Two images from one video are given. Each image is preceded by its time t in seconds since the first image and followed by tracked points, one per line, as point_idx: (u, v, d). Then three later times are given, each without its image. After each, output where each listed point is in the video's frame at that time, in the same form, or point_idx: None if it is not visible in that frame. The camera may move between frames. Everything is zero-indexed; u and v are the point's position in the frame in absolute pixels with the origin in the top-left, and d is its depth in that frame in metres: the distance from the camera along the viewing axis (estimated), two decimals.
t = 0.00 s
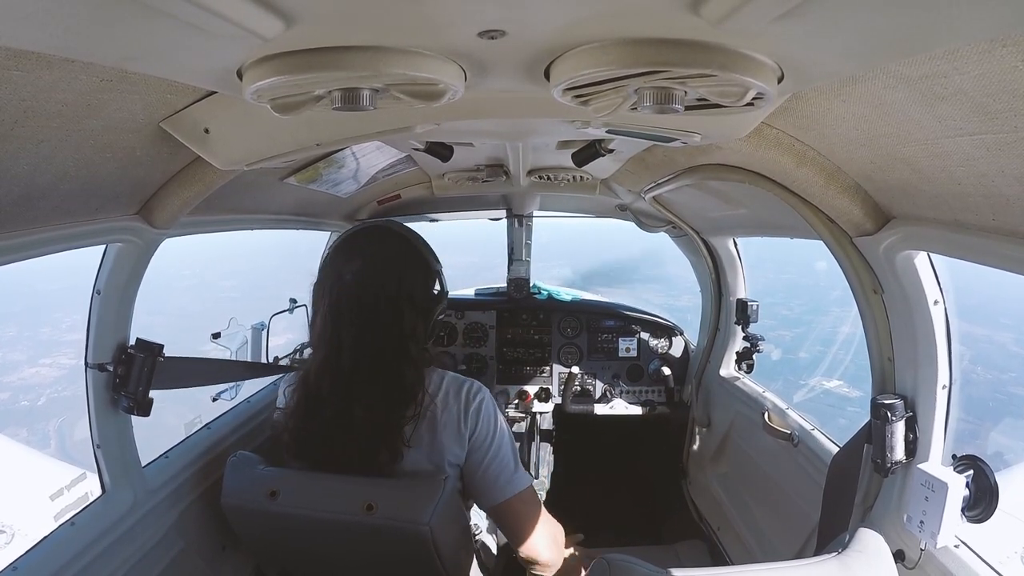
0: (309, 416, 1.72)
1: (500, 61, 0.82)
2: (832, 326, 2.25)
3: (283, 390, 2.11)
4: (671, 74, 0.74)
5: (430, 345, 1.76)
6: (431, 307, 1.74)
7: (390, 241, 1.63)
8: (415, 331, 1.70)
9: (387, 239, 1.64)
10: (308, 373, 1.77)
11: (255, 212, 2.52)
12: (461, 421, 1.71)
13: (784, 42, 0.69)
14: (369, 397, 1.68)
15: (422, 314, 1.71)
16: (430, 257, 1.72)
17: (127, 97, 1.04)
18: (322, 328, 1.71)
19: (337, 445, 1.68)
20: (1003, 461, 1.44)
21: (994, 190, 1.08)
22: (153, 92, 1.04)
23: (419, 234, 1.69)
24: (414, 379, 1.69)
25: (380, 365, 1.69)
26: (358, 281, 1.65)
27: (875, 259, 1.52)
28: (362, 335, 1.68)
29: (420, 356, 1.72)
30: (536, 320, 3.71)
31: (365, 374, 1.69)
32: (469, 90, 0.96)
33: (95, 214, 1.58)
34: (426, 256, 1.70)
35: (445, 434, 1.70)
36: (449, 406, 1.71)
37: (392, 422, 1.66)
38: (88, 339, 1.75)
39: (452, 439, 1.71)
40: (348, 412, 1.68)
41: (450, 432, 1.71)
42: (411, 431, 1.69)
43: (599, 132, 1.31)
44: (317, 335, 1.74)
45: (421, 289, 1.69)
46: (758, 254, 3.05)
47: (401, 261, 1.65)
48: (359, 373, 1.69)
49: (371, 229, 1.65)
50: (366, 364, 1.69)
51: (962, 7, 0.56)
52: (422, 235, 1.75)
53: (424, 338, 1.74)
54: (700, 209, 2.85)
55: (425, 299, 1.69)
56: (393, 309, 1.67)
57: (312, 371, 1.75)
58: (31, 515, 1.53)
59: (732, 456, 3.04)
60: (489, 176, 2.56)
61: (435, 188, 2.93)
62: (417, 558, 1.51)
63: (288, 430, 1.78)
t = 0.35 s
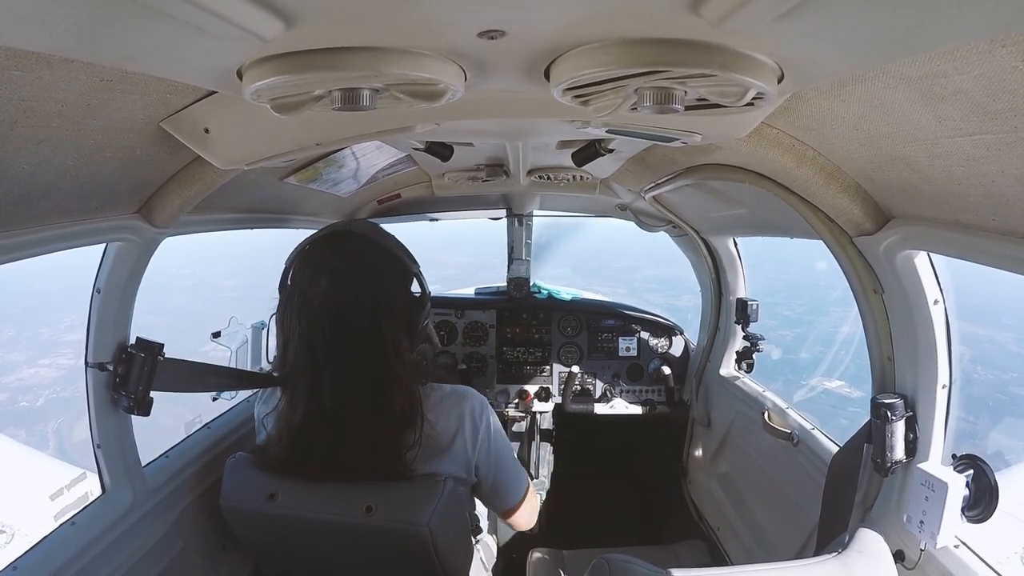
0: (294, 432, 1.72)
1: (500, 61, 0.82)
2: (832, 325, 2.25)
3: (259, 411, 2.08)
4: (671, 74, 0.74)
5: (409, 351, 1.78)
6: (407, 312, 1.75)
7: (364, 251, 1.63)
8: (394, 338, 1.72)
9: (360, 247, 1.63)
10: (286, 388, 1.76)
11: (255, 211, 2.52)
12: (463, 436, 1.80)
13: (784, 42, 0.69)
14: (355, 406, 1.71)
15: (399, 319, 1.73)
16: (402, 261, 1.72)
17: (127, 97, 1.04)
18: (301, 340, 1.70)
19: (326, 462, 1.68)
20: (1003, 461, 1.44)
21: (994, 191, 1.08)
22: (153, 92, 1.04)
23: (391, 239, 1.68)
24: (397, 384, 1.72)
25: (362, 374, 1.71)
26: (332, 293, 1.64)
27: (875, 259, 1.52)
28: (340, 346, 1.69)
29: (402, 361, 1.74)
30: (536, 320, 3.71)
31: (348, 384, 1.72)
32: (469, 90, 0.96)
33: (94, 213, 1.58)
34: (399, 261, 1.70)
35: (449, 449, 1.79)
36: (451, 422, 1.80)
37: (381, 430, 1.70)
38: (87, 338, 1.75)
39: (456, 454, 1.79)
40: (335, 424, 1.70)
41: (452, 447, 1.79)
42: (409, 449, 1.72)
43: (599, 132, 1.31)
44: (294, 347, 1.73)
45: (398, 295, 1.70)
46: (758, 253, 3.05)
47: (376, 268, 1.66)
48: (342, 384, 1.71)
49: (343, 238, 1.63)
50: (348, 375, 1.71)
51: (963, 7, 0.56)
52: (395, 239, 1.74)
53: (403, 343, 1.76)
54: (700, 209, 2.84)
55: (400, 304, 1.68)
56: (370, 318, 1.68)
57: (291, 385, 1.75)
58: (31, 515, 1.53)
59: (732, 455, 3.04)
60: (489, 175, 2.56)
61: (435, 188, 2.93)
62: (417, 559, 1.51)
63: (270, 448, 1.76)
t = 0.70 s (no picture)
0: (298, 432, 1.70)
1: (500, 61, 0.82)
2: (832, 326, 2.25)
3: (268, 408, 2.13)
4: (671, 74, 0.74)
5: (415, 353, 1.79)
6: (414, 312, 1.77)
7: (377, 251, 1.65)
8: (401, 339, 1.73)
9: (371, 247, 1.65)
10: (290, 386, 1.75)
11: (254, 211, 2.52)
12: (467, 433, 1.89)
13: (784, 42, 0.69)
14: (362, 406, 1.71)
15: (407, 319, 1.74)
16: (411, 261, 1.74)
17: (127, 96, 1.04)
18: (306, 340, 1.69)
19: (330, 463, 1.67)
20: (1003, 461, 1.44)
21: (994, 191, 1.08)
22: (153, 92, 1.04)
23: (401, 240, 1.71)
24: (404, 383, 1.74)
25: (369, 374, 1.71)
26: (342, 292, 1.64)
27: (875, 259, 1.52)
28: (347, 345, 1.69)
29: (409, 362, 1.76)
30: (536, 320, 3.71)
31: (355, 384, 1.71)
32: (469, 90, 0.96)
33: (94, 213, 1.58)
34: (409, 262, 1.72)
35: (455, 447, 1.86)
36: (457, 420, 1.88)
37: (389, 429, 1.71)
38: (87, 339, 1.75)
39: (460, 452, 1.88)
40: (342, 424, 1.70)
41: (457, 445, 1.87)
42: (419, 448, 1.77)
43: (599, 132, 1.31)
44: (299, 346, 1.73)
45: (405, 297, 1.72)
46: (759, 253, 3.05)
47: (388, 268, 1.67)
48: (349, 384, 1.71)
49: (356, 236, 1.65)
50: (355, 374, 1.71)
51: (962, 7, 0.56)
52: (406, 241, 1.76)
53: (410, 344, 1.78)
54: (700, 209, 2.84)
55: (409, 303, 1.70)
56: (378, 318, 1.69)
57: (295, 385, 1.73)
58: (31, 515, 1.53)
59: (732, 456, 3.04)
60: (489, 176, 2.56)
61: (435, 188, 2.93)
62: (417, 559, 1.51)
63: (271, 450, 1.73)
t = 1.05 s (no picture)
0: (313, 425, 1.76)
1: (500, 60, 0.82)
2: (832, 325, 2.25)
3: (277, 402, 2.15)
4: (671, 73, 0.74)
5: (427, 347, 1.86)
6: (426, 307, 1.85)
7: (390, 246, 1.73)
8: (414, 331, 1.81)
9: (386, 242, 1.73)
10: (306, 379, 1.81)
11: (254, 210, 2.52)
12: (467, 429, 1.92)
13: (784, 42, 0.69)
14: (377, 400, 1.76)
15: (419, 313, 1.82)
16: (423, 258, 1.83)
17: (128, 96, 1.04)
18: (323, 331, 1.77)
19: (340, 454, 1.73)
20: (1002, 462, 1.44)
21: (994, 191, 1.08)
22: (153, 92, 1.04)
23: (414, 237, 1.79)
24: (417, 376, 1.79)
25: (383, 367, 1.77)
26: (358, 284, 1.73)
27: (875, 259, 1.52)
28: (363, 336, 1.76)
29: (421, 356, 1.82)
30: (536, 320, 3.71)
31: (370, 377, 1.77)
32: (469, 90, 0.96)
33: (94, 213, 1.58)
34: (421, 258, 1.81)
35: (455, 444, 1.89)
36: (457, 411, 1.92)
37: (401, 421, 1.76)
38: (87, 338, 1.75)
39: (461, 449, 1.91)
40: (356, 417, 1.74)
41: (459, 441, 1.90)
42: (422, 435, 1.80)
43: (599, 132, 1.31)
44: (315, 338, 1.79)
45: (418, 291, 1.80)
46: (759, 253, 3.05)
47: (401, 263, 1.76)
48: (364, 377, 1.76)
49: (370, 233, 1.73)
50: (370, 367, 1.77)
51: (962, 7, 0.56)
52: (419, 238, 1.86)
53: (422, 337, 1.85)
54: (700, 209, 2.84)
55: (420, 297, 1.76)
56: (393, 310, 1.76)
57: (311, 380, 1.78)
58: (31, 515, 1.53)
59: (732, 456, 3.03)
60: (489, 175, 2.56)
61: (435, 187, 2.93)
62: (417, 559, 1.51)
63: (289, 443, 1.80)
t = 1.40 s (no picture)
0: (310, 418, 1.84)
1: (500, 61, 0.82)
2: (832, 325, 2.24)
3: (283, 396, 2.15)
4: (671, 74, 0.74)
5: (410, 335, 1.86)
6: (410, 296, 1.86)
7: (389, 248, 1.79)
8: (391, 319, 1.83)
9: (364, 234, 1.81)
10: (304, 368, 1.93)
11: (254, 211, 2.52)
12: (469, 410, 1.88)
13: (784, 43, 0.69)
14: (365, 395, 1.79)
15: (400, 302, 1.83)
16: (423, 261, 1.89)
17: (128, 96, 1.04)
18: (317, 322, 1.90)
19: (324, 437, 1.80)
20: (1002, 462, 1.43)
21: (994, 191, 1.08)
22: (153, 92, 1.05)
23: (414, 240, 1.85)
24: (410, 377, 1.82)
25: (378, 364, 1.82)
26: (338, 274, 1.83)
27: (875, 260, 1.52)
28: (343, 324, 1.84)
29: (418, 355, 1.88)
30: (536, 320, 3.71)
31: (358, 366, 1.82)
32: (468, 90, 0.96)
33: (94, 213, 1.58)
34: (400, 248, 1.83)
35: (457, 418, 1.86)
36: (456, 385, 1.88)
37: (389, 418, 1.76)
38: (87, 338, 1.75)
39: (462, 423, 1.87)
40: (346, 412, 1.77)
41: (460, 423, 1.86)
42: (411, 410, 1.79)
43: (599, 132, 1.31)
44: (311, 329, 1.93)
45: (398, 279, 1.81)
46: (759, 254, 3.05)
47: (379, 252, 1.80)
48: (360, 374, 1.81)
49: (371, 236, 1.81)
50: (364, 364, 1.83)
51: (962, 7, 0.56)
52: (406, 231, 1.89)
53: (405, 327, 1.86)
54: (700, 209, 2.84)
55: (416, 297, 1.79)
56: (370, 298, 1.81)
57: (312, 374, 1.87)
58: (31, 514, 1.53)
59: (732, 457, 3.03)
60: (489, 175, 2.56)
61: (435, 188, 2.93)
62: (417, 557, 1.51)
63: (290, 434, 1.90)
